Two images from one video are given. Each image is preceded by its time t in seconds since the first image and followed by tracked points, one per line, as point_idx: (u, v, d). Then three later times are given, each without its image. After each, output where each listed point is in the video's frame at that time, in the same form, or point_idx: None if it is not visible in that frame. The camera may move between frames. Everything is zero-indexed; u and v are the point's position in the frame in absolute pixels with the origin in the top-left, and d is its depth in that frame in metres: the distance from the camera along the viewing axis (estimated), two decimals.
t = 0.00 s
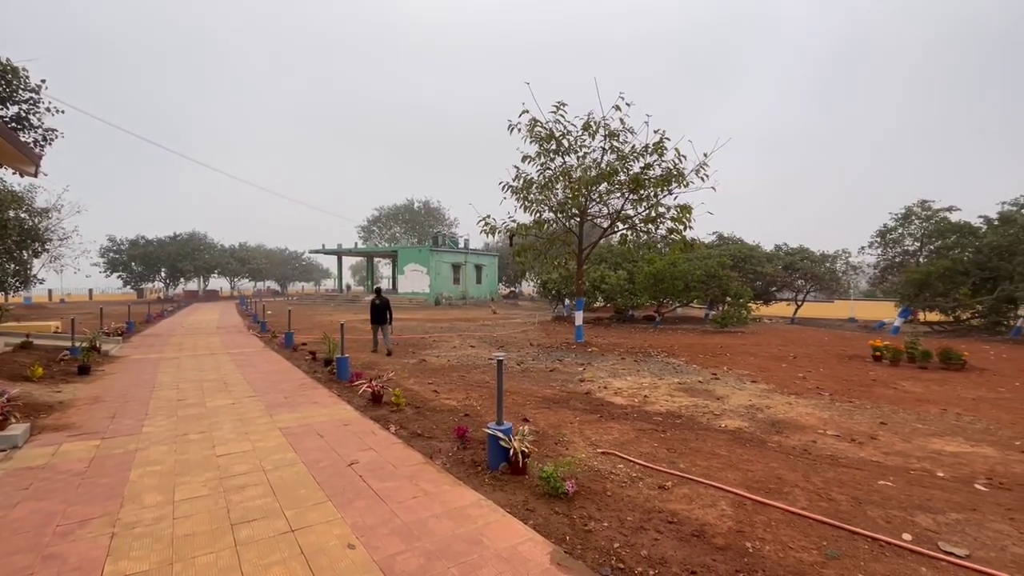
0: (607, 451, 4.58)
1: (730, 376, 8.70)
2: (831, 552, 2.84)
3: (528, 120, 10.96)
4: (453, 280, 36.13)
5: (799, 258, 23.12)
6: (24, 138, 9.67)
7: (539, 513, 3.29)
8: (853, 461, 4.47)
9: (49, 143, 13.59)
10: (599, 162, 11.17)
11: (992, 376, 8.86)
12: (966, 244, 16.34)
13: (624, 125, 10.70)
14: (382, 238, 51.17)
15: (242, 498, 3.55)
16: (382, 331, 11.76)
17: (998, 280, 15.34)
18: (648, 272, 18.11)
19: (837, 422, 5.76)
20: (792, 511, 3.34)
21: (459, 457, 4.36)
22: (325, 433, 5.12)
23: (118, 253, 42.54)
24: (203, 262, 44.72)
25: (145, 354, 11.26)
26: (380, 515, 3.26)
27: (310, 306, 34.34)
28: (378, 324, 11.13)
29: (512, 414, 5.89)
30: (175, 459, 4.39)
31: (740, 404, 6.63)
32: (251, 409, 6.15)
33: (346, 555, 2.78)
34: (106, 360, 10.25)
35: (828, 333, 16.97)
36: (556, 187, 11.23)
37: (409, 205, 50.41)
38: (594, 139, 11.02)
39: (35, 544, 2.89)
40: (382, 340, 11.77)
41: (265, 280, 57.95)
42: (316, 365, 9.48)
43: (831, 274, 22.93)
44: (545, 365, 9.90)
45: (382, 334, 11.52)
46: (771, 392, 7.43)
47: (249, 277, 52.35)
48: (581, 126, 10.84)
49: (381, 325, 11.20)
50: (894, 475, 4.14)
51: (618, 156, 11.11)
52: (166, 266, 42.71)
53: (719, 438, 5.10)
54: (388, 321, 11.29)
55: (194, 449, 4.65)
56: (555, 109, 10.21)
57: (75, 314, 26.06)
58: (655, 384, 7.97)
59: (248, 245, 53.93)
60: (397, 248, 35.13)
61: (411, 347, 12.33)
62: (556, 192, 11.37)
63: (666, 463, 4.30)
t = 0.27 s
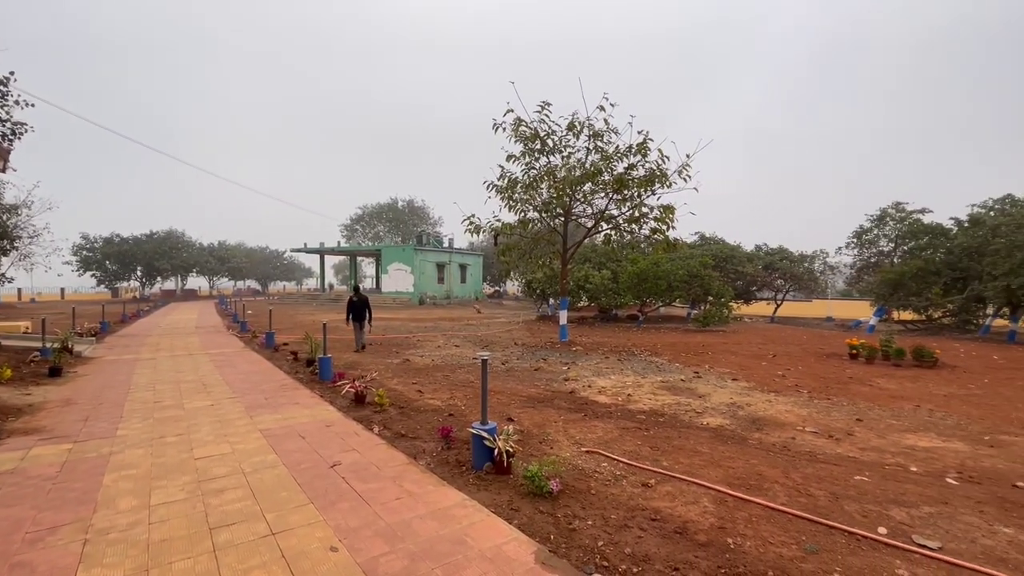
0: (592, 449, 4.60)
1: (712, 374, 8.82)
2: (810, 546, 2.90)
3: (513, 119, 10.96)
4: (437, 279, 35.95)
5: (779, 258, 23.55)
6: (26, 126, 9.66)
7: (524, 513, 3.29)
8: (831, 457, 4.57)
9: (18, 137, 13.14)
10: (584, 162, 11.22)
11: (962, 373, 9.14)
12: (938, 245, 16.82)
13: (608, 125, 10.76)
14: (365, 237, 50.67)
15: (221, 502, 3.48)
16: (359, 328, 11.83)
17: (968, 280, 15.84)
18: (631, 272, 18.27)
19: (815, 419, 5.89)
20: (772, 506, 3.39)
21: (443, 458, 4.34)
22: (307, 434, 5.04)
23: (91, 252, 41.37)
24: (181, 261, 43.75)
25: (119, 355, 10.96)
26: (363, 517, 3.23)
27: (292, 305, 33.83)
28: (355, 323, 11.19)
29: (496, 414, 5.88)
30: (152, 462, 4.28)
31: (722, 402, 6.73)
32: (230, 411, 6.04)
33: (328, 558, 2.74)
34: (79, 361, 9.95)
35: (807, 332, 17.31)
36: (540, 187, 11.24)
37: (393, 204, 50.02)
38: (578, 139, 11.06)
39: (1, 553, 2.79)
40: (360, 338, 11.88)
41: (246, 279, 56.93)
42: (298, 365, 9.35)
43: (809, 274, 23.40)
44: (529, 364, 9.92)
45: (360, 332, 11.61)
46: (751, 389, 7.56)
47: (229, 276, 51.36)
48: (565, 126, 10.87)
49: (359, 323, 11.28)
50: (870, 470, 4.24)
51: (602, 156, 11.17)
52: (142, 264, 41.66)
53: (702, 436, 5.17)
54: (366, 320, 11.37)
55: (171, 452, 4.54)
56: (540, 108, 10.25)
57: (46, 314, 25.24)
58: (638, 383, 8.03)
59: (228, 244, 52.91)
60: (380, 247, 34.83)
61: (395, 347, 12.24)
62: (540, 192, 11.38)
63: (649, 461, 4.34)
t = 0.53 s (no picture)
0: (575, 448, 4.62)
1: (693, 373, 8.94)
2: (789, 541, 2.95)
3: (497, 119, 10.94)
4: (420, 279, 35.73)
5: (758, 258, 23.96)
6: None
7: (507, 512, 3.29)
8: (808, 453, 4.67)
9: None
10: (567, 162, 11.26)
11: (932, 370, 9.42)
12: (910, 246, 17.32)
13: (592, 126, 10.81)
14: (347, 236, 50.09)
15: (198, 505, 3.40)
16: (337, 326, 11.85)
17: (938, 280, 16.35)
18: (614, 272, 18.41)
19: (792, 416, 6.01)
20: (752, 502, 3.45)
21: (426, 458, 4.31)
22: (287, 436, 4.96)
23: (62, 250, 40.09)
24: (157, 259, 42.69)
25: (91, 356, 10.64)
26: (344, 519, 3.18)
27: (272, 305, 33.27)
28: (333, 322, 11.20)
29: (480, 413, 5.87)
30: (125, 466, 4.17)
31: (703, 400, 6.82)
32: (208, 413, 5.91)
33: (309, 562, 2.70)
34: (48, 363, 9.63)
35: (785, 330, 17.67)
36: (524, 186, 11.25)
37: (376, 203, 49.56)
38: (562, 139, 11.10)
39: None
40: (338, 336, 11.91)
41: (224, 278, 55.81)
42: (278, 366, 9.19)
43: (787, 274, 23.87)
44: (513, 363, 9.92)
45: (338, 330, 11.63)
46: (731, 387, 7.68)
47: (207, 276, 50.29)
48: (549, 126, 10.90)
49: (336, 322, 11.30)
50: (845, 465, 4.34)
51: (585, 156, 11.22)
52: (116, 263, 40.53)
53: (683, 434, 5.23)
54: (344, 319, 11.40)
55: (146, 456, 4.43)
56: (523, 108, 10.26)
57: (14, 314, 24.38)
58: (621, 381, 8.10)
59: (206, 242, 51.80)
60: (362, 246, 34.46)
61: (377, 347, 12.13)
62: (524, 191, 11.39)
63: (632, 459, 4.37)
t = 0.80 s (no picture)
0: (556, 447, 4.64)
1: (672, 372, 9.06)
2: (765, 536, 3.01)
3: (478, 118, 10.92)
4: (401, 278, 35.42)
5: (735, 258, 24.42)
6: None
7: (489, 513, 3.29)
8: (783, 449, 4.77)
9: None
10: (548, 162, 11.30)
11: (901, 368, 9.74)
12: (879, 247, 17.87)
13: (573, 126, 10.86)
14: (326, 235, 49.36)
15: (171, 511, 3.31)
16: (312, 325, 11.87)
17: (905, 280, 16.91)
18: (595, 272, 18.54)
19: (768, 413, 6.14)
20: (729, 498, 3.50)
21: (407, 459, 4.28)
22: (264, 439, 4.87)
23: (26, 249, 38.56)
24: (127, 258, 41.41)
25: (57, 358, 10.26)
26: (323, 522, 3.14)
27: (248, 305, 32.59)
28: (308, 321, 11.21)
29: (461, 414, 5.85)
30: (93, 472, 4.03)
31: (682, 398, 6.92)
32: (181, 416, 5.75)
33: (287, 567, 2.65)
34: (11, 366, 9.26)
35: (761, 329, 18.06)
36: (505, 186, 11.24)
37: (355, 201, 48.97)
38: (543, 140, 11.13)
39: None
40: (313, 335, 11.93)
41: (198, 278, 54.45)
42: (254, 367, 9.01)
43: (763, 274, 24.38)
44: (494, 363, 9.91)
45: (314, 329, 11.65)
46: (709, 386, 7.81)
47: (180, 275, 48.99)
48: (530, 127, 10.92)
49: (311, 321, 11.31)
50: (818, 461, 4.45)
51: (566, 157, 11.28)
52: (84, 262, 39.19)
53: (662, 432, 5.30)
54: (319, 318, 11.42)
55: (116, 461, 4.29)
56: (505, 108, 10.27)
57: None
58: (602, 380, 8.16)
59: (179, 241, 50.46)
60: (342, 245, 34.00)
61: (357, 347, 11.99)
62: (505, 191, 11.39)
63: (613, 458, 4.41)
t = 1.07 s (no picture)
0: (537, 447, 4.65)
1: (651, 370, 9.17)
2: (741, 530, 3.07)
3: (459, 117, 10.87)
4: (381, 278, 35.07)
5: (712, 258, 24.84)
6: None
7: (469, 513, 3.28)
8: (759, 445, 4.87)
9: None
10: (529, 162, 11.32)
11: (870, 365, 10.04)
12: (850, 247, 18.39)
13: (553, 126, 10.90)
14: (303, 234, 48.52)
15: (140, 518, 3.21)
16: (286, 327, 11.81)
17: (874, 279, 17.44)
18: (575, 271, 18.65)
19: (744, 410, 6.26)
20: (707, 494, 3.56)
21: (386, 461, 4.23)
22: (239, 442, 4.76)
23: None
24: (95, 257, 40.02)
25: (20, 361, 9.85)
26: (300, 526, 3.08)
27: (223, 305, 31.82)
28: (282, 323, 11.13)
29: (442, 414, 5.81)
30: (58, 478, 3.88)
31: (660, 396, 7.00)
32: (152, 420, 5.58)
33: (262, 572, 2.60)
34: None
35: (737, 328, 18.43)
36: (486, 186, 11.22)
37: (334, 200, 48.27)
38: (524, 139, 11.14)
39: None
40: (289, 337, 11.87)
41: (170, 277, 52.95)
42: (229, 369, 8.80)
43: (739, 274, 24.86)
44: (475, 363, 9.89)
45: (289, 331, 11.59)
46: (687, 384, 7.93)
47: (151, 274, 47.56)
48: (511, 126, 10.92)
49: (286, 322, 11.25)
50: (792, 456, 4.56)
51: (547, 157, 11.31)
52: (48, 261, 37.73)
53: (642, 430, 5.36)
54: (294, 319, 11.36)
55: (82, 467, 4.14)
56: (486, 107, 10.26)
57: None
58: (582, 380, 8.21)
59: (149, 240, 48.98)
60: (320, 244, 33.47)
61: (336, 348, 11.82)
62: (486, 191, 11.37)
63: (593, 456, 4.44)
